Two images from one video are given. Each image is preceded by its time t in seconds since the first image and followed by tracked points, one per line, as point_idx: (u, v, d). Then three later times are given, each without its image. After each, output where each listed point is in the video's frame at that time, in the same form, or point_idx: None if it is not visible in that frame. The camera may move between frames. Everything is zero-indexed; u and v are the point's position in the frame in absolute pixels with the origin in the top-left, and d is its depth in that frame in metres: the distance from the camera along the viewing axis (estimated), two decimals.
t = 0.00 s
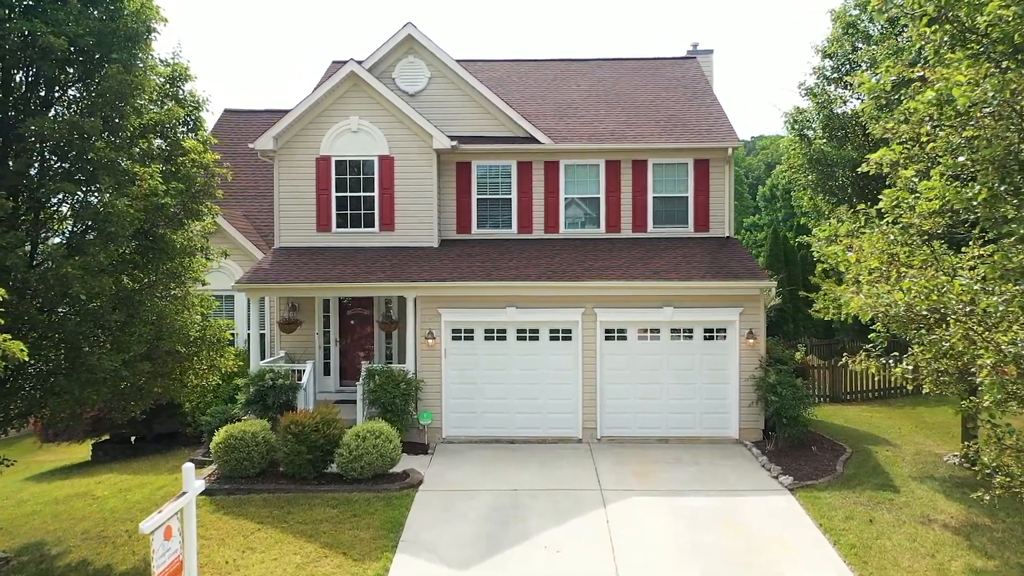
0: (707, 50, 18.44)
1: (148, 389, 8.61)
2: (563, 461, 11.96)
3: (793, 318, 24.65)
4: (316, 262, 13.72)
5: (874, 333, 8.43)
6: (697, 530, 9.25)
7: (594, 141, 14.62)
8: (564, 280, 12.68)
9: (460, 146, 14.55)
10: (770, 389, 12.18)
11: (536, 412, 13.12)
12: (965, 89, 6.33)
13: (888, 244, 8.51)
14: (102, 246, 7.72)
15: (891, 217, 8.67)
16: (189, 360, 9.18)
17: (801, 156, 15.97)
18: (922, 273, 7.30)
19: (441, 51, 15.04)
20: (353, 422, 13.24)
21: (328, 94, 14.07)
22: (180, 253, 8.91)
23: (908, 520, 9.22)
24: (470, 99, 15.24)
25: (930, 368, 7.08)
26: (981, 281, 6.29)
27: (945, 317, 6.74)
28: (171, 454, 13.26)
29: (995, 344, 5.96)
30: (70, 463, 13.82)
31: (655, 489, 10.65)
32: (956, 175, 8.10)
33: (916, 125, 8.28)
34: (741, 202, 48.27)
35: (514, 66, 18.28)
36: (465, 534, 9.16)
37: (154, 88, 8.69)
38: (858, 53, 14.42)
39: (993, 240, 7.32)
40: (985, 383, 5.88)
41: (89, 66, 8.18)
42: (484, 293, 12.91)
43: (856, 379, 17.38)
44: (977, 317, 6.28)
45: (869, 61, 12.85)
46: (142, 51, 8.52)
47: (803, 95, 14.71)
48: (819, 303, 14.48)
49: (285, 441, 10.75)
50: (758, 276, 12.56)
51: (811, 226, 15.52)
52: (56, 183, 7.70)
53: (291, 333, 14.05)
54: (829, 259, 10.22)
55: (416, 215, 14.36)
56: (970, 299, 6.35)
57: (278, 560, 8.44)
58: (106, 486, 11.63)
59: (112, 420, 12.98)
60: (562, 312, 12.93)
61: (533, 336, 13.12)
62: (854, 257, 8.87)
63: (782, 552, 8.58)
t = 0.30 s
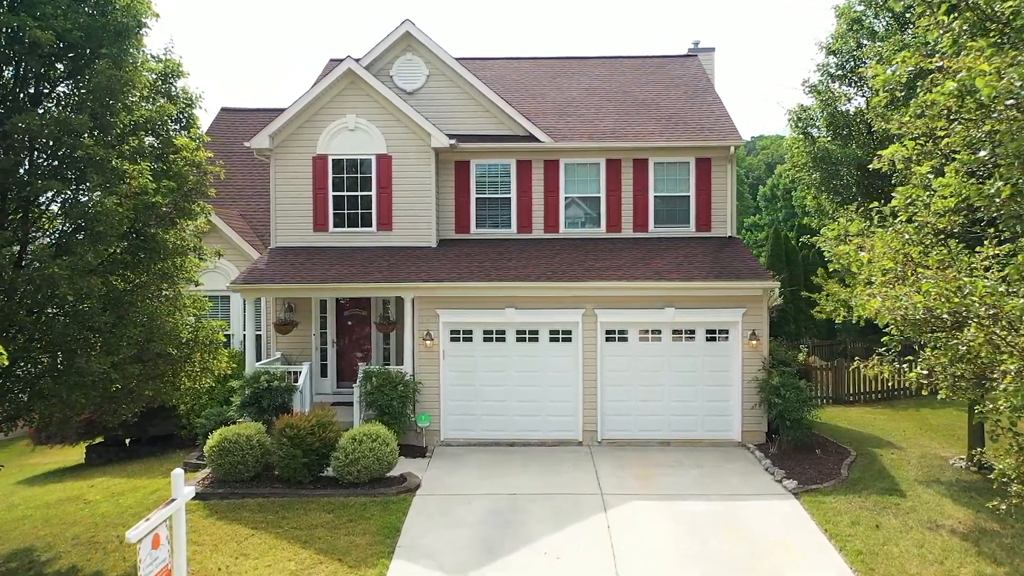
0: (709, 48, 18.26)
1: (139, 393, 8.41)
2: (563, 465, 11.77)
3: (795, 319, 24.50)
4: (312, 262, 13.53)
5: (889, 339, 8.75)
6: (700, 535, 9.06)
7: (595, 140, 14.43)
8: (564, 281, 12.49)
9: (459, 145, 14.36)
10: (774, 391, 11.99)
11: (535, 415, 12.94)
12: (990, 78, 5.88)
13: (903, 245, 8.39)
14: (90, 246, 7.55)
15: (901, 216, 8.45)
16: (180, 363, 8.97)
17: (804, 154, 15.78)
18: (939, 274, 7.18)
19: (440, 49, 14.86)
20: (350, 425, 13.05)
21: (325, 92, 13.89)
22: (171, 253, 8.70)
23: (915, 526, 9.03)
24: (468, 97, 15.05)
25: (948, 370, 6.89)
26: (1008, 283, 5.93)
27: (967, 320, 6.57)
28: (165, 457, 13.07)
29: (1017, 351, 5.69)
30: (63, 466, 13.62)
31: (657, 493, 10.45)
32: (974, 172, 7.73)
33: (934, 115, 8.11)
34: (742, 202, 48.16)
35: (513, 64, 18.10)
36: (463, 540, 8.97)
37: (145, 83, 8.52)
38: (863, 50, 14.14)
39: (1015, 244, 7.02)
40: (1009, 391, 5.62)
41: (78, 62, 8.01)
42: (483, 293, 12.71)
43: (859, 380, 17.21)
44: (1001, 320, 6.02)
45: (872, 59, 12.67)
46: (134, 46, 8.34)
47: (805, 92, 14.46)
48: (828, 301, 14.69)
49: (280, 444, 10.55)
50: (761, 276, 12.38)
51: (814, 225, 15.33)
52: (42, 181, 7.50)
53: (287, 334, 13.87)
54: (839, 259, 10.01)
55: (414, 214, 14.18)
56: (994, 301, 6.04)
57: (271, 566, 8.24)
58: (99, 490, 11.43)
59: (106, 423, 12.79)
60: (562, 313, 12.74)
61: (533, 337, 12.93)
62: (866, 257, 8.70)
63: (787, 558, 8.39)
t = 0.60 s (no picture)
0: (710, 45, 18.08)
1: (129, 396, 8.22)
2: (563, 468, 11.58)
3: (796, 319, 24.35)
4: (309, 262, 13.34)
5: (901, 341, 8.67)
6: (703, 541, 8.87)
7: (595, 138, 14.25)
8: (565, 281, 12.30)
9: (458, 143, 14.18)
10: (777, 394, 11.80)
11: (535, 417, 12.75)
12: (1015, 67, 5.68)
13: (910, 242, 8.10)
14: (78, 246, 7.37)
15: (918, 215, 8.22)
16: (172, 365, 8.78)
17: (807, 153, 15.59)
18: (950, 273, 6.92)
19: (438, 46, 14.67)
20: (346, 427, 12.86)
21: (322, 90, 13.70)
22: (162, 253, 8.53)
23: (923, 531, 8.85)
24: (467, 95, 14.86)
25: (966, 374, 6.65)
26: None
27: (991, 323, 6.27)
28: (159, 460, 12.86)
29: None
30: (56, 469, 13.40)
31: (658, 497, 10.26)
32: (988, 167, 7.57)
33: (945, 111, 8.01)
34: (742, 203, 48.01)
35: (513, 62, 17.92)
36: (461, 545, 8.78)
37: (136, 79, 8.34)
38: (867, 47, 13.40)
39: None
40: None
41: (67, 58, 7.83)
42: (482, 294, 12.53)
43: (861, 381, 17.04)
44: None
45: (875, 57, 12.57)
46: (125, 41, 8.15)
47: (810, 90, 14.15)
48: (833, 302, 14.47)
49: (275, 447, 10.35)
50: (764, 277, 12.20)
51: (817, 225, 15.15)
52: (28, 178, 7.31)
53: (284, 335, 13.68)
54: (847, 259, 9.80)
55: (412, 214, 13.99)
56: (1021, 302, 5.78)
57: (264, 573, 8.05)
58: (91, 494, 11.22)
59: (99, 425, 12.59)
60: (562, 314, 12.55)
61: (533, 338, 12.74)
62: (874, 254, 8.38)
63: (793, 564, 8.19)
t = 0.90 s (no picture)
0: (712, 43, 17.90)
1: (119, 399, 8.03)
2: (563, 472, 11.40)
3: (797, 319, 24.19)
4: (305, 262, 13.16)
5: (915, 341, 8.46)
6: (706, 546, 8.67)
7: (596, 137, 14.07)
8: (564, 281, 12.11)
9: (456, 142, 14.00)
10: (781, 396, 11.61)
11: (534, 420, 12.57)
12: None
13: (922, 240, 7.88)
14: (66, 246, 7.20)
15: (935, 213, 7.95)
16: (164, 366, 8.61)
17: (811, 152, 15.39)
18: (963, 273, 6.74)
19: (436, 44, 14.49)
20: (343, 430, 12.68)
21: (319, 87, 13.52)
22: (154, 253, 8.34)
23: (931, 537, 8.66)
24: (466, 93, 14.68)
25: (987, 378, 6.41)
26: None
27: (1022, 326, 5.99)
28: (153, 463, 12.65)
29: None
30: (48, 472, 13.17)
31: (660, 502, 10.07)
32: (1005, 162, 7.44)
33: (963, 104, 7.88)
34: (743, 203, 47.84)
35: (512, 60, 17.73)
36: (459, 551, 8.59)
37: (126, 75, 8.16)
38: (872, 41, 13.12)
39: None
40: None
41: (54, 54, 7.66)
42: (481, 294, 12.35)
43: (865, 383, 16.86)
44: None
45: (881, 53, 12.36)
46: (115, 37, 7.97)
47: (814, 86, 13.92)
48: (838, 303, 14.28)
49: (270, 451, 10.16)
50: (767, 277, 12.02)
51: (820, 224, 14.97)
52: (14, 176, 7.14)
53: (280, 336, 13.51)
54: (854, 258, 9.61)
55: (409, 213, 13.80)
56: None
57: None
58: (82, 498, 11.02)
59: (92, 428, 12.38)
60: (562, 315, 12.37)
61: (532, 340, 12.56)
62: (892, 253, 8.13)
63: (799, 571, 8.00)
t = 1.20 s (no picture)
0: (713, 41, 17.72)
1: (109, 402, 7.87)
2: (563, 475, 11.22)
3: (799, 320, 24.02)
4: (302, 262, 12.98)
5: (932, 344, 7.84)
6: (709, 552, 8.49)
7: (596, 135, 13.89)
8: (564, 282, 11.93)
9: (455, 140, 13.82)
10: (784, 398, 11.43)
11: (534, 422, 12.38)
12: None
13: (936, 238, 7.66)
14: (53, 246, 7.03)
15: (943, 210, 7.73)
16: (154, 368, 8.43)
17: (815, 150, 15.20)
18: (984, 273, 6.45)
19: (434, 41, 14.30)
20: (340, 432, 12.49)
21: (316, 85, 13.34)
22: (144, 253, 8.17)
23: (939, 543, 8.48)
24: (465, 92, 14.50)
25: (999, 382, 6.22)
26: None
27: None
28: (147, 466, 12.45)
29: None
30: (40, 476, 12.96)
31: (662, 506, 9.89)
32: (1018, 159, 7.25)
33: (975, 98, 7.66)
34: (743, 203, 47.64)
35: (512, 58, 17.55)
36: (457, 557, 8.41)
37: (116, 71, 7.96)
38: (877, 37, 12.84)
39: None
40: None
41: (41, 49, 7.50)
42: (480, 295, 12.17)
43: (868, 384, 16.68)
44: None
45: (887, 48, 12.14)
46: (105, 31, 7.77)
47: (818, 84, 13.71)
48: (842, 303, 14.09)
49: (264, 454, 9.98)
50: (771, 277, 11.84)
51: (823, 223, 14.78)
52: None
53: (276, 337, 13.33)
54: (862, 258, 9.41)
55: (407, 213, 13.62)
56: None
57: None
58: (74, 502, 10.82)
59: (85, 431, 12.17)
60: (562, 316, 12.18)
61: (532, 341, 12.37)
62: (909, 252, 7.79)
63: None
